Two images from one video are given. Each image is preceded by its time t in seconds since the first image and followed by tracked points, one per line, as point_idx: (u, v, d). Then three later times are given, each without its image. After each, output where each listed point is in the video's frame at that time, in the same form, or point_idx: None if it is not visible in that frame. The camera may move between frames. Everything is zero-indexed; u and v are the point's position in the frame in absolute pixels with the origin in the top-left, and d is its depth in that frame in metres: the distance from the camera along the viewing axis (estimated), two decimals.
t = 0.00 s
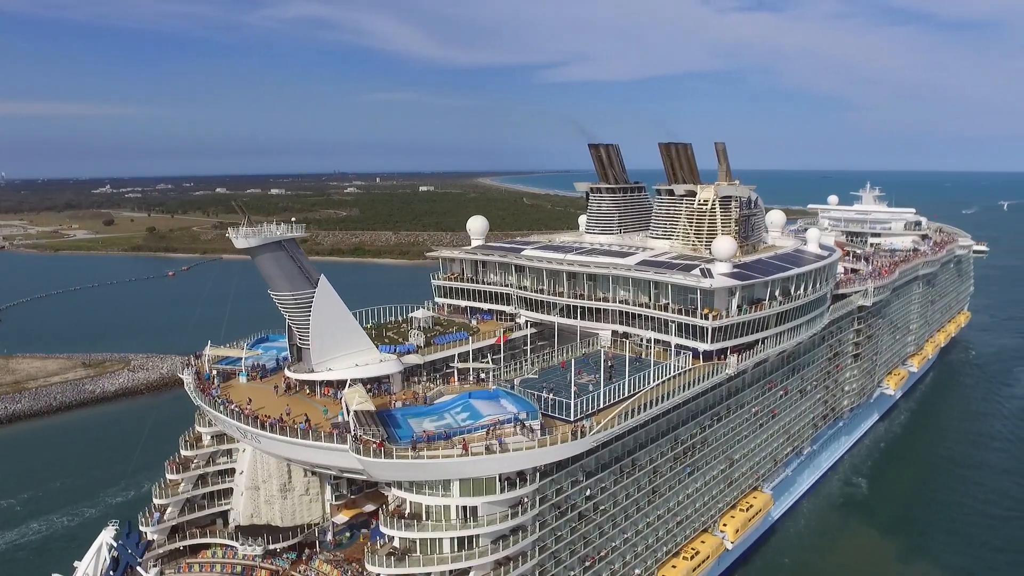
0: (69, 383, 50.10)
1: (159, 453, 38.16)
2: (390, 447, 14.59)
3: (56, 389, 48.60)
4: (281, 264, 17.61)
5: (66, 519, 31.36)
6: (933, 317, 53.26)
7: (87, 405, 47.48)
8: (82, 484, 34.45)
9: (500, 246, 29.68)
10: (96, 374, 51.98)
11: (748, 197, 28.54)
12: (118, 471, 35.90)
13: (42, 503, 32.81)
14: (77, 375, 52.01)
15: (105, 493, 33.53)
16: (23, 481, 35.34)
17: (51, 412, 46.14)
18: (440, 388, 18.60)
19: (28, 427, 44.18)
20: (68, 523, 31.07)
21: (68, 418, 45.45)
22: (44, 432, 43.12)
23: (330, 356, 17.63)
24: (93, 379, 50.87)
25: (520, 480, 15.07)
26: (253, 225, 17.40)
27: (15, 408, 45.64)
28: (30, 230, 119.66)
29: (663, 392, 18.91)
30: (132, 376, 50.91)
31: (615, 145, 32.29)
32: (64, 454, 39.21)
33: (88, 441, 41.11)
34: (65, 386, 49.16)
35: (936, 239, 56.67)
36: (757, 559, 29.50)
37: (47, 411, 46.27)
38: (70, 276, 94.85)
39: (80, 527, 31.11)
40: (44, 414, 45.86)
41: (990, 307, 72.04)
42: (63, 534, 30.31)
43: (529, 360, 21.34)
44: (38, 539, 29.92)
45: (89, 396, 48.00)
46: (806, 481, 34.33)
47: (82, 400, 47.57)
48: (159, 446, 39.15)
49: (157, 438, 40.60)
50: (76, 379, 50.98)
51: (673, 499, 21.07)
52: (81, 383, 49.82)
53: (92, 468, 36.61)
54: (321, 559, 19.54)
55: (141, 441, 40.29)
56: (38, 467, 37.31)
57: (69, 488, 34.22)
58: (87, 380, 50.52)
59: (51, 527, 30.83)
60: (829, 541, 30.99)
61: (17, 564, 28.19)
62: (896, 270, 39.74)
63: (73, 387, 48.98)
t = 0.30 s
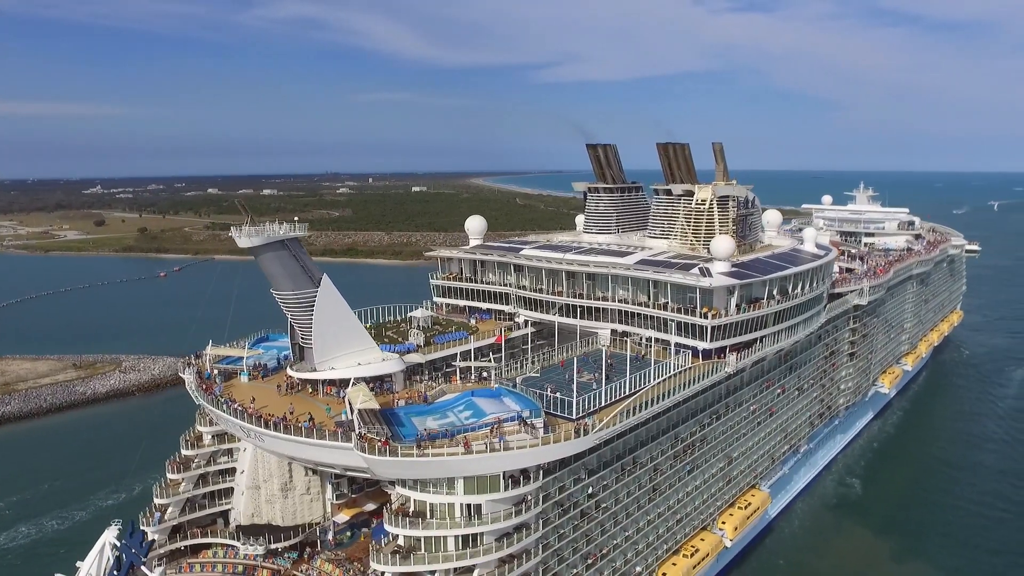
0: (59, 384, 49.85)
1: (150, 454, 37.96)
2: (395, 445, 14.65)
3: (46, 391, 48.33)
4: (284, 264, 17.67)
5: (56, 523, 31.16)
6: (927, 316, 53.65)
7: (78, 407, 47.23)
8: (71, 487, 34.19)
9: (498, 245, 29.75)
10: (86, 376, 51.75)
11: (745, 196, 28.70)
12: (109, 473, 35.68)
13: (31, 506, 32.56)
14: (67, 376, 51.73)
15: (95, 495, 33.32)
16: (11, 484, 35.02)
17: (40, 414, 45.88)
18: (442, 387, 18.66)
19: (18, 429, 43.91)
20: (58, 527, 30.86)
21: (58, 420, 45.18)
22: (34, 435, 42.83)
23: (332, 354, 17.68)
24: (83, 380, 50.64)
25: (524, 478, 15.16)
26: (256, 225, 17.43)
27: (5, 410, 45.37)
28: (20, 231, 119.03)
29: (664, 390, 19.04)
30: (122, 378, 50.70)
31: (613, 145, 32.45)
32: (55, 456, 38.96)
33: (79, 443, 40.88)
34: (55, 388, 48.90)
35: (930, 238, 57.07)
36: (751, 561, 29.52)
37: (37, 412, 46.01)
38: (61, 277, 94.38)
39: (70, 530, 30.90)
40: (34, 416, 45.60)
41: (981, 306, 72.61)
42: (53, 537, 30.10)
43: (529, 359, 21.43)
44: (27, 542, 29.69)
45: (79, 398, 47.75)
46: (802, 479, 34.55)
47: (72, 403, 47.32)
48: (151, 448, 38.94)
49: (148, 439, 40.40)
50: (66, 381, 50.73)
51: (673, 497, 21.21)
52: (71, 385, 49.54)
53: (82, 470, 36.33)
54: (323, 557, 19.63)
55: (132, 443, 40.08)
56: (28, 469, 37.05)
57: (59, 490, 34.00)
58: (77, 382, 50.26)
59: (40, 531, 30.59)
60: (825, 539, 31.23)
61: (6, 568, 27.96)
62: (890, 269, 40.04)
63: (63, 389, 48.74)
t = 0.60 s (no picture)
0: (56, 385, 49.88)
1: (147, 456, 37.83)
2: (406, 444, 14.70)
3: (43, 392, 48.35)
4: (293, 263, 17.77)
5: (51, 526, 30.97)
6: (927, 316, 53.79)
7: (75, 408, 47.22)
8: (67, 490, 34.03)
9: (503, 245, 29.82)
10: (82, 377, 51.77)
11: (749, 196, 28.80)
12: (106, 475, 35.55)
13: (27, 508, 32.40)
14: (64, 377, 51.73)
15: (92, 498, 33.16)
16: (7, 486, 34.87)
17: (37, 415, 45.85)
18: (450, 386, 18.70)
19: (15, 430, 43.89)
20: (53, 530, 30.70)
21: (53, 421, 45.15)
22: (32, 436, 42.82)
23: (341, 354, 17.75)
24: (80, 381, 50.64)
25: (534, 476, 15.21)
26: (265, 224, 17.51)
27: (1, 412, 45.35)
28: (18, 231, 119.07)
29: (671, 389, 19.09)
30: (119, 379, 50.74)
31: (617, 146, 32.58)
32: (53, 457, 38.88)
33: (76, 445, 40.75)
34: (51, 389, 48.90)
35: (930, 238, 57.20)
36: (752, 562, 29.59)
37: (34, 413, 46.03)
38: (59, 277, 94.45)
39: (66, 533, 30.73)
40: (31, 417, 45.59)
41: (981, 307, 72.81)
42: (48, 540, 29.91)
43: (536, 359, 21.49)
44: (22, 546, 29.50)
45: (76, 400, 47.74)
46: (805, 478, 34.64)
47: (69, 404, 47.31)
48: (147, 450, 38.84)
49: (145, 441, 40.31)
50: (63, 381, 50.75)
51: (679, 495, 21.26)
52: (67, 386, 49.52)
53: (78, 472, 36.19)
54: (331, 556, 19.73)
55: (129, 445, 39.98)
56: (24, 471, 36.93)
57: (54, 492, 33.84)
58: (74, 383, 50.26)
59: (35, 534, 30.41)
60: (828, 539, 31.30)
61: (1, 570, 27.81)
62: (892, 269, 40.15)
63: (60, 390, 48.74)
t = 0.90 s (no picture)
0: (55, 386, 49.94)
1: (144, 457, 37.82)
2: (417, 442, 14.71)
3: (42, 393, 48.39)
4: (304, 261, 17.81)
5: (48, 528, 30.93)
6: (930, 316, 53.81)
7: (73, 409, 47.21)
8: (64, 492, 33.98)
9: (508, 245, 29.87)
10: (81, 377, 51.80)
11: (755, 196, 28.79)
12: (103, 477, 35.54)
13: (24, 510, 32.38)
14: (62, 378, 51.77)
15: (89, 500, 33.12)
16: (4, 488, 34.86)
17: (35, 416, 45.80)
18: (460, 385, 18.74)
19: (14, 430, 43.93)
20: (50, 532, 30.64)
21: (51, 422, 45.12)
22: (32, 437, 42.79)
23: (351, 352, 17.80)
24: (78, 382, 50.64)
25: (545, 475, 15.22)
26: (275, 224, 17.55)
27: None
28: (17, 231, 119.22)
29: (679, 388, 19.10)
30: (118, 380, 50.75)
31: (622, 145, 32.59)
32: (51, 459, 38.87)
33: (73, 446, 40.72)
34: (50, 390, 48.91)
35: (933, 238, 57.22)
36: (756, 562, 29.62)
37: (32, 414, 46.04)
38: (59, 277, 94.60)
39: (62, 535, 30.67)
40: (29, 418, 45.57)
41: (982, 307, 72.87)
42: (46, 542, 29.87)
43: (543, 358, 21.53)
44: (20, 548, 29.45)
45: (75, 400, 47.73)
46: (809, 478, 34.65)
47: (68, 405, 47.29)
48: (145, 451, 38.82)
49: (143, 442, 40.32)
50: (62, 382, 50.79)
51: (687, 495, 21.28)
52: (66, 387, 49.52)
53: (76, 474, 36.17)
54: (339, 555, 19.71)
55: (126, 446, 39.98)
56: (22, 472, 36.93)
57: (52, 494, 33.81)
58: (73, 384, 50.27)
59: (32, 536, 30.37)
60: (831, 541, 31.33)
61: None
62: (896, 269, 40.16)
63: (58, 391, 48.75)
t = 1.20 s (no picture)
0: (54, 386, 49.96)
1: (143, 459, 37.74)
2: (431, 441, 14.71)
3: (41, 393, 48.42)
4: (315, 260, 17.81)
5: (47, 530, 30.87)
6: (934, 316, 53.79)
7: (73, 410, 47.20)
8: (62, 494, 33.90)
9: (515, 244, 29.86)
10: (81, 378, 51.82)
11: (763, 195, 28.78)
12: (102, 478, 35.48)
13: (23, 512, 32.33)
14: (62, 378, 51.82)
15: (88, 502, 33.05)
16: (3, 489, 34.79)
17: (35, 417, 45.81)
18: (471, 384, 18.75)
19: (14, 431, 43.94)
20: (49, 534, 30.58)
21: (51, 423, 45.09)
22: (33, 437, 42.82)
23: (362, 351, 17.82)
24: (77, 383, 50.63)
25: (558, 473, 15.23)
26: (287, 222, 17.57)
27: None
28: (17, 231, 119.32)
29: (690, 387, 19.08)
30: (118, 380, 50.75)
31: (628, 145, 32.74)
32: (49, 460, 38.82)
33: (74, 447, 40.69)
34: (49, 391, 48.92)
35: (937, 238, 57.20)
36: (761, 563, 29.60)
37: (32, 414, 46.02)
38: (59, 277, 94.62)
39: (61, 537, 30.61)
40: (29, 419, 45.58)
41: (985, 307, 72.81)
42: (44, 545, 29.80)
43: (553, 358, 21.53)
44: (19, 550, 29.40)
45: (74, 401, 47.74)
46: (815, 477, 34.63)
47: (67, 405, 47.28)
48: (144, 452, 38.75)
49: (142, 443, 40.25)
50: (62, 383, 50.79)
51: (696, 494, 21.27)
52: (65, 387, 49.53)
53: (75, 475, 36.10)
54: (349, 555, 19.66)
55: (125, 447, 39.90)
56: (21, 474, 36.91)
57: (50, 496, 33.75)
58: (72, 384, 50.27)
59: (31, 537, 30.32)
60: (835, 543, 31.34)
61: None
62: (902, 269, 40.15)
63: (58, 391, 48.77)
